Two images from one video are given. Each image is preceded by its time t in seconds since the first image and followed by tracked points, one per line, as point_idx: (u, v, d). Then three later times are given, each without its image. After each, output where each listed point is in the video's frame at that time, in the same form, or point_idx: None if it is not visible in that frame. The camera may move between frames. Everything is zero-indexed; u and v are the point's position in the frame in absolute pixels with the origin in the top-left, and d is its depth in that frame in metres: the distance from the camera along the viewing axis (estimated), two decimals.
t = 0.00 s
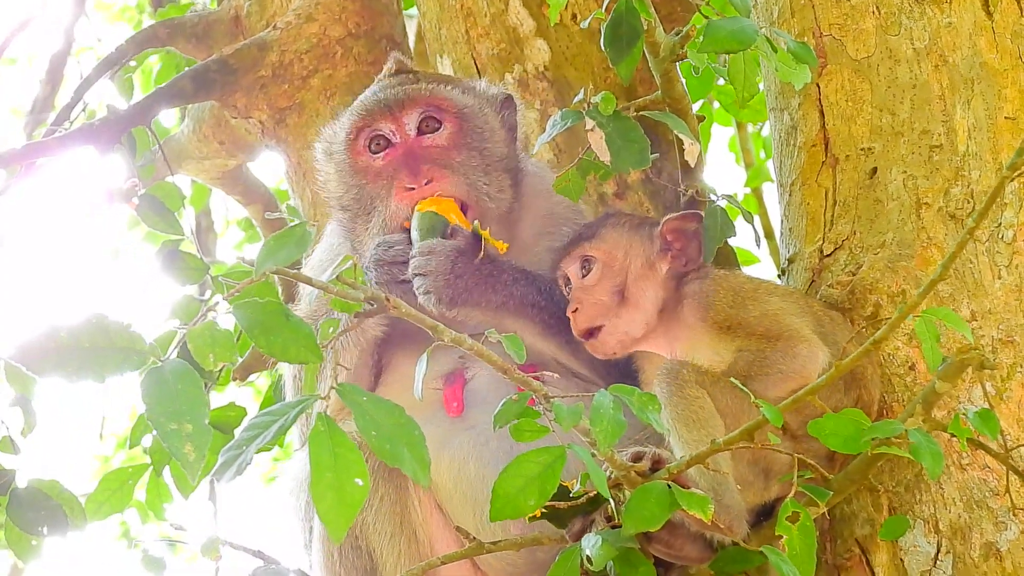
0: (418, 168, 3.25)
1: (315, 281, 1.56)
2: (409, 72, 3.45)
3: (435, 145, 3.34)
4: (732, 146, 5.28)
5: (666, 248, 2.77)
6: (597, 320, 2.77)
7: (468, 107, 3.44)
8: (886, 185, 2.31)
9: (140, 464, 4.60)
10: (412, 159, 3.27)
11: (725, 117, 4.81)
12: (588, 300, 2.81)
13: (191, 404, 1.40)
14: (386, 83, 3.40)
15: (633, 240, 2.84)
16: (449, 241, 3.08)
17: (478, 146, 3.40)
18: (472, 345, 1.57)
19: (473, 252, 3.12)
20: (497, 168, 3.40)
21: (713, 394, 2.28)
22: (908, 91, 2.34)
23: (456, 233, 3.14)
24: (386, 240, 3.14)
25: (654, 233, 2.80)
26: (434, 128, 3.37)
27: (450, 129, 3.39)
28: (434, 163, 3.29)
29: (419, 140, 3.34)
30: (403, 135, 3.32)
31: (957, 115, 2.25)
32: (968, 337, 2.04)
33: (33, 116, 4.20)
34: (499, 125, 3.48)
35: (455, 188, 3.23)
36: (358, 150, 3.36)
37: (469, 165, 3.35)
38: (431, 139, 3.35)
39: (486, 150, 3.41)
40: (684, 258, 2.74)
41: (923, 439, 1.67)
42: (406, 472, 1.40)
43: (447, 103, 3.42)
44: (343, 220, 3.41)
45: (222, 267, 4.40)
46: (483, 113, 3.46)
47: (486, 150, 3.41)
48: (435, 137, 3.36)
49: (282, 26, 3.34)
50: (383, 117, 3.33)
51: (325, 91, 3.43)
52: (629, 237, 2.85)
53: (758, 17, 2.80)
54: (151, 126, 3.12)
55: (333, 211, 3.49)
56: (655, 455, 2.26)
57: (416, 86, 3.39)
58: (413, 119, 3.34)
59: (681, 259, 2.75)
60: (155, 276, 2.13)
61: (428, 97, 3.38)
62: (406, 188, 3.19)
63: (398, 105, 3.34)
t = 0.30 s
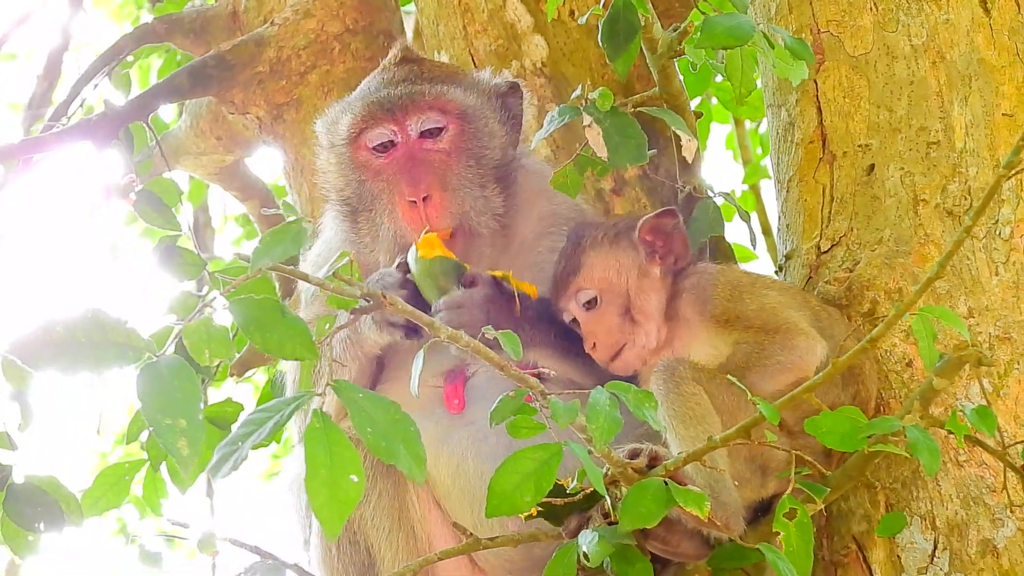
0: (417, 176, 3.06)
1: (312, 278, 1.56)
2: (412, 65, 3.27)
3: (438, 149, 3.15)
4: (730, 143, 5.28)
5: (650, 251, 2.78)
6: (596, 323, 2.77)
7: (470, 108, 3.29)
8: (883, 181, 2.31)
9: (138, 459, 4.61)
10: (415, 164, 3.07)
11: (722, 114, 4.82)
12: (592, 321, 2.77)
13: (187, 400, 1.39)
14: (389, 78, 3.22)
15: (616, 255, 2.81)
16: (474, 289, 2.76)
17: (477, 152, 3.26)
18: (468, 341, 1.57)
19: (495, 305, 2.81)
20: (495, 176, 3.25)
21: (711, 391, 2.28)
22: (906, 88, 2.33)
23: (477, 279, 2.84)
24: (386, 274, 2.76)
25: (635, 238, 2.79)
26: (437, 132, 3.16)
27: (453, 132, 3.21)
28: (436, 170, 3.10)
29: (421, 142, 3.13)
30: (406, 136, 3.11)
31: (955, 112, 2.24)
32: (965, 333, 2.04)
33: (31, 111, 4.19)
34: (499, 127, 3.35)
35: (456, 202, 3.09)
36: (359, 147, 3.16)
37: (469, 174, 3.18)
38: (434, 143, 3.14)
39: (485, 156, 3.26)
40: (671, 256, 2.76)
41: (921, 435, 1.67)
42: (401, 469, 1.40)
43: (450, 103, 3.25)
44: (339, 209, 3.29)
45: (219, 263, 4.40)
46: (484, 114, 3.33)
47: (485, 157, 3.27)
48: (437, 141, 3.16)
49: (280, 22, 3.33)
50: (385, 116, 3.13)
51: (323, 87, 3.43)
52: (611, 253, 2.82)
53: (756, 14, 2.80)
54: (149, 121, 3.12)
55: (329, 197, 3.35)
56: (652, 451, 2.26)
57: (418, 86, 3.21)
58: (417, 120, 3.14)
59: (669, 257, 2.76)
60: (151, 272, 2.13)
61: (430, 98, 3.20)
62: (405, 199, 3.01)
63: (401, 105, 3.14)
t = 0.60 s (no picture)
0: (412, 163, 3.08)
1: (308, 275, 1.55)
2: (412, 57, 3.34)
3: (433, 138, 3.18)
4: (727, 142, 5.28)
5: (651, 249, 2.78)
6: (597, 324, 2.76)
7: (468, 100, 3.34)
8: (880, 181, 2.31)
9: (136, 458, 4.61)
10: (409, 152, 3.11)
11: (720, 113, 4.82)
12: (585, 312, 2.79)
13: (185, 399, 1.38)
14: (388, 68, 3.29)
15: (619, 247, 2.84)
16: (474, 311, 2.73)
17: (474, 144, 3.27)
18: (466, 338, 1.56)
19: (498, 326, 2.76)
20: (491, 168, 3.26)
21: (708, 390, 2.29)
22: (903, 87, 2.33)
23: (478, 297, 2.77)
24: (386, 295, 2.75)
25: (637, 236, 2.81)
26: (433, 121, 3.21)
27: (449, 122, 3.25)
28: (431, 160, 3.10)
29: (417, 131, 3.18)
30: (401, 124, 3.16)
31: (952, 111, 2.24)
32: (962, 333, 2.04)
33: (28, 111, 4.18)
34: (498, 121, 3.39)
35: (450, 193, 3.06)
36: (356, 135, 3.22)
37: (465, 164, 3.19)
38: (430, 131, 3.19)
39: (482, 147, 3.28)
40: (671, 259, 2.75)
41: (917, 435, 1.66)
42: (402, 464, 1.40)
43: (447, 95, 3.30)
44: (338, 204, 3.28)
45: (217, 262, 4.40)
46: (483, 108, 3.37)
47: (482, 150, 3.28)
48: (433, 130, 3.20)
49: (277, 22, 3.31)
50: (382, 105, 3.19)
51: (321, 86, 3.42)
52: (614, 244, 2.85)
53: (754, 13, 2.79)
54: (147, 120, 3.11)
55: (329, 195, 3.35)
56: (650, 450, 2.26)
57: (416, 76, 3.27)
58: (413, 108, 3.19)
59: (668, 258, 2.76)
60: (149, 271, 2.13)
61: (427, 88, 3.25)
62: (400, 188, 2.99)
63: (398, 95, 3.20)
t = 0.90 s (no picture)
0: (401, 155, 3.07)
1: (305, 271, 1.54)
2: (409, 52, 3.32)
3: (423, 132, 3.17)
4: (721, 142, 5.29)
5: (656, 246, 2.76)
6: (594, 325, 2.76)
7: (460, 95, 3.31)
8: (875, 180, 2.30)
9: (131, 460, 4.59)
10: (397, 144, 3.10)
11: (714, 113, 4.82)
12: (581, 311, 2.78)
13: (181, 394, 1.36)
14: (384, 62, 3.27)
15: (622, 241, 2.81)
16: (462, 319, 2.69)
17: (464, 139, 3.24)
18: (462, 336, 1.56)
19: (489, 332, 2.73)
20: (482, 165, 3.24)
21: (706, 389, 2.28)
22: (897, 87, 2.33)
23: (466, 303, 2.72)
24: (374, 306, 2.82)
25: (643, 232, 2.78)
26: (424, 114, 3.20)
27: (440, 116, 3.23)
28: (419, 152, 3.10)
29: (407, 124, 3.17)
30: (391, 117, 3.16)
31: (946, 111, 2.25)
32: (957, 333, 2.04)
33: (23, 112, 4.17)
34: (490, 118, 3.35)
35: (434, 186, 3.05)
36: (347, 127, 3.21)
37: (455, 159, 3.17)
38: (420, 124, 3.18)
39: (473, 143, 3.26)
40: (674, 257, 2.73)
41: (913, 435, 1.65)
42: (395, 462, 1.38)
43: (440, 89, 3.28)
44: (331, 197, 3.25)
45: (212, 263, 4.39)
46: (476, 104, 3.35)
47: (472, 145, 3.25)
48: (424, 124, 3.19)
49: (271, 22, 3.32)
50: (373, 97, 3.18)
51: (315, 86, 3.42)
52: (618, 239, 2.82)
53: (748, 13, 2.80)
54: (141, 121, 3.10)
55: (319, 187, 3.31)
56: (646, 448, 2.25)
57: (409, 69, 3.25)
58: (403, 101, 3.18)
59: (672, 257, 2.73)
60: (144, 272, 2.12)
61: (419, 82, 3.24)
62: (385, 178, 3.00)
63: (390, 87, 3.18)
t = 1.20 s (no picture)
0: (399, 161, 3.08)
1: (300, 270, 1.52)
2: (409, 52, 3.31)
3: (422, 137, 3.17)
4: (716, 140, 5.29)
5: (656, 244, 2.76)
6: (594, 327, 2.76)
7: (459, 99, 3.31)
8: (870, 180, 2.30)
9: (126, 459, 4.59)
10: (397, 149, 3.10)
11: (710, 111, 4.82)
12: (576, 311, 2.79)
13: (179, 391, 1.35)
14: (384, 65, 3.26)
15: (623, 239, 2.82)
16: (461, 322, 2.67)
17: (463, 144, 3.25)
18: (456, 335, 1.55)
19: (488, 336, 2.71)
20: (480, 168, 3.24)
21: (702, 389, 2.27)
22: (892, 86, 2.33)
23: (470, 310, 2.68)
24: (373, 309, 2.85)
25: (641, 229, 2.79)
26: (423, 121, 3.20)
27: (440, 121, 3.23)
28: (418, 158, 3.11)
29: (407, 129, 3.16)
30: (391, 122, 3.15)
31: (942, 110, 2.24)
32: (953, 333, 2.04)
33: (17, 110, 4.15)
34: (489, 121, 3.35)
35: (433, 194, 3.05)
36: (346, 130, 3.20)
37: (453, 164, 3.18)
38: (419, 131, 3.17)
39: (473, 148, 3.26)
40: (673, 255, 2.73)
41: (908, 434, 1.65)
42: (393, 459, 1.38)
43: (438, 93, 3.28)
44: (327, 196, 3.23)
45: (207, 262, 4.38)
46: (475, 106, 3.35)
47: (471, 150, 3.26)
48: (423, 130, 3.19)
49: (266, 22, 3.31)
50: (372, 103, 3.17)
51: (310, 85, 3.41)
52: (617, 236, 2.83)
53: (743, 12, 2.79)
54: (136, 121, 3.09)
55: (316, 188, 3.31)
56: (640, 448, 2.25)
57: (408, 74, 3.24)
58: (404, 108, 3.17)
59: (671, 254, 2.73)
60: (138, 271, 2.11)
61: (417, 86, 3.22)
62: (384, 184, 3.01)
63: (389, 93, 3.18)
